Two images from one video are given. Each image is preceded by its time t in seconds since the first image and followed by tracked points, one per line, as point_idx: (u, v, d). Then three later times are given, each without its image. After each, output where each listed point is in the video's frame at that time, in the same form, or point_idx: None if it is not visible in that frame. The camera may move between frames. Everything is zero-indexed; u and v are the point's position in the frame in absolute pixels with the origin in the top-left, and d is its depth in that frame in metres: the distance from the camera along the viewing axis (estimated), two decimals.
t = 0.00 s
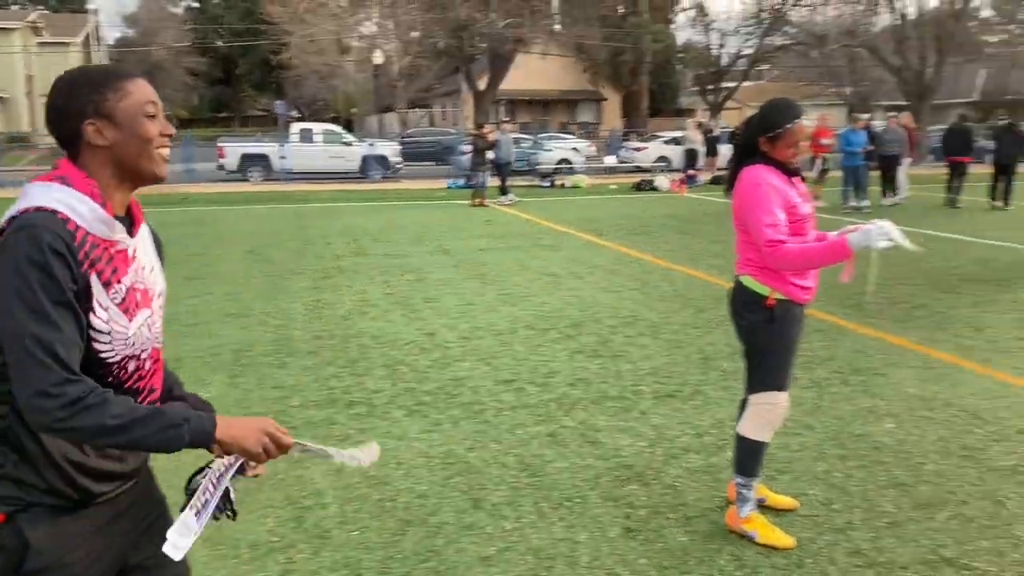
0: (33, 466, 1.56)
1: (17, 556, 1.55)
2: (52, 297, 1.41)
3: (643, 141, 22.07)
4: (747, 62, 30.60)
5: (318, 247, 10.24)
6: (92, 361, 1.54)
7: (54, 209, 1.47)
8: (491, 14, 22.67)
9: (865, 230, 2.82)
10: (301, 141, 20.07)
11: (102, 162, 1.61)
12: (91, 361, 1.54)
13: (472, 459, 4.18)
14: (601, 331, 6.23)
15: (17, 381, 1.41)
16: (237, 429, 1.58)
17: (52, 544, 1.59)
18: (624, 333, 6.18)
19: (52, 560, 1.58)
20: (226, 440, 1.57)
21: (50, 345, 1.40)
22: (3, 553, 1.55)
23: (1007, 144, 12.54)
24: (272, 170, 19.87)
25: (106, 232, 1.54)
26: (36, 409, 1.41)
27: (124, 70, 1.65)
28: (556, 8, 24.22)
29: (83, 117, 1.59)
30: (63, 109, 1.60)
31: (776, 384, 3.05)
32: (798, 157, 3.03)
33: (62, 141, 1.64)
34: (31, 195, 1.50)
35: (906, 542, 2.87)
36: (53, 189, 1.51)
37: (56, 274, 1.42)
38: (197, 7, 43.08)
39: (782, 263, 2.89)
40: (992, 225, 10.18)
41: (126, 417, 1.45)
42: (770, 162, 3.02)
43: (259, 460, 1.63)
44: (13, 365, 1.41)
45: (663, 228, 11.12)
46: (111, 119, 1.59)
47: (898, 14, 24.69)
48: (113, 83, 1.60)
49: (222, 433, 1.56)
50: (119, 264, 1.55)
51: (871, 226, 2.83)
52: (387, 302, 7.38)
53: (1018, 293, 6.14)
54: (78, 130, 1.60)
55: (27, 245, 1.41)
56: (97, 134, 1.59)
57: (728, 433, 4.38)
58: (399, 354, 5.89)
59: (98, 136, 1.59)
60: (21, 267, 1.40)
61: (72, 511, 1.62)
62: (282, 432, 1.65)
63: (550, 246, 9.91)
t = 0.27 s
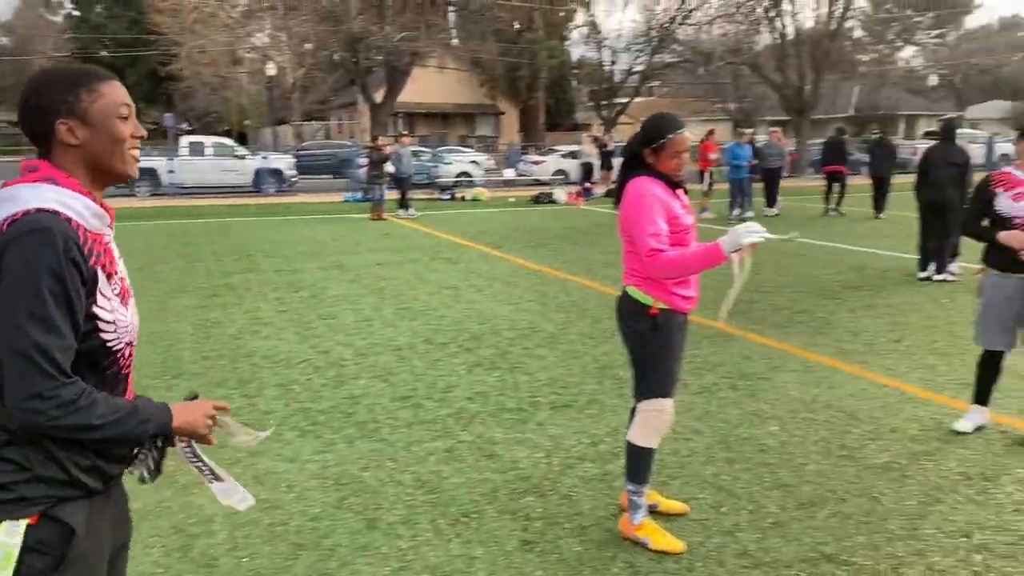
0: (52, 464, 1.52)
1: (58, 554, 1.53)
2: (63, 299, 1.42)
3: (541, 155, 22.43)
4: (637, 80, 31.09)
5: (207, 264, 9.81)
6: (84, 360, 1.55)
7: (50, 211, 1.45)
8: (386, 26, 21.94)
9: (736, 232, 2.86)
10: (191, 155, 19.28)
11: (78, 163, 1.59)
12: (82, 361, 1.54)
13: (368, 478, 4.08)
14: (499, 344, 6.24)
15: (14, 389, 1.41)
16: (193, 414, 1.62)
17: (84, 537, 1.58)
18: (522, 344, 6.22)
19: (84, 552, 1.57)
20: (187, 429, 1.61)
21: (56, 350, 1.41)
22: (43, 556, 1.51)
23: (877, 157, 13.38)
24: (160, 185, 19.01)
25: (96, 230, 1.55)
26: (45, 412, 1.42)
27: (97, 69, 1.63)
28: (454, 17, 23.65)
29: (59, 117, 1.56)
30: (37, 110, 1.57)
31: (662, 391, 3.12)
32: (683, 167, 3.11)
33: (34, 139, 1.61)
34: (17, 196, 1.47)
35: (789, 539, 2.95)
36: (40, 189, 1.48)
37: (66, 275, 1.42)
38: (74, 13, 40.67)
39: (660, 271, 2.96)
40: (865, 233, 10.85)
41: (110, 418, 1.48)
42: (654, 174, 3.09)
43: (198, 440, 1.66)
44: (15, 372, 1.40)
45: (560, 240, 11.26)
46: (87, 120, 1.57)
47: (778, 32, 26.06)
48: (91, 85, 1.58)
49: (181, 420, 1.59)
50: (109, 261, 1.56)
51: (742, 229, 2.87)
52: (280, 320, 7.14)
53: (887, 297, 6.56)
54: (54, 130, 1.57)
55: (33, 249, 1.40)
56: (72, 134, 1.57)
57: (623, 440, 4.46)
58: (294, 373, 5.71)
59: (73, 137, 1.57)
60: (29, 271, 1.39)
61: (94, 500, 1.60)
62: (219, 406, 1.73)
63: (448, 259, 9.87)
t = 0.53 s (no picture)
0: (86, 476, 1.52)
1: (117, 553, 1.53)
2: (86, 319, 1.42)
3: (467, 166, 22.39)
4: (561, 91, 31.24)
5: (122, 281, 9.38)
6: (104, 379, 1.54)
7: (71, 231, 1.44)
8: (307, 37, 20.27)
9: (657, 229, 2.91)
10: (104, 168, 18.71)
11: (87, 182, 1.58)
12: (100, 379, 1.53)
13: (296, 500, 3.94)
14: (430, 358, 6.16)
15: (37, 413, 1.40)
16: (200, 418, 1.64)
17: (137, 539, 1.57)
18: (453, 357, 6.15)
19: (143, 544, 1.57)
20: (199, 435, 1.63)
21: (82, 371, 1.41)
22: (104, 556, 1.52)
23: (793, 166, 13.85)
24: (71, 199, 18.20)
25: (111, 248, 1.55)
26: (70, 435, 1.42)
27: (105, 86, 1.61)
28: (377, 28, 22.28)
29: (68, 137, 1.54)
30: (46, 130, 1.55)
31: (595, 401, 3.09)
32: (612, 174, 3.10)
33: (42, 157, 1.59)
34: (32, 216, 1.45)
35: (722, 546, 2.97)
36: (56, 209, 1.47)
37: (91, 295, 1.42)
38: None
39: (592, 278, 2.95)
40: (783, 240, 11.20)
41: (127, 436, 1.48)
42: (581, 183, 3.09)
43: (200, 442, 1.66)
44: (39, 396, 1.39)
45: (489, 251, 11.24)
46: (96, 139, 1.56)
47: (696, 44, 26.83)
48: (100, 107, 1.57)
49: (190, 428, 1.60)
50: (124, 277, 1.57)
51: (663, 225, 2.92)
52: (201, 338, 6.87)
53: (807, 303, 6.77)
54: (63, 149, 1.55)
55: (59, 273, 1.39)
56: (81, 152, 1.56)
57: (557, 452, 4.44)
58: (216, 393, 5.48)
59: (83, 156, 1.56)
60: (54, 294, 1.39)
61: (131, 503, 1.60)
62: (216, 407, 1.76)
63: (375, 272, 9.73)
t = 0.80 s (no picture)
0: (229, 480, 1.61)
1: (260, 552, 1.68)
2: (210, 347, 1.45)
3: (424, 173, 22.31)
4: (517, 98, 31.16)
5: (73, 295, 9.11)
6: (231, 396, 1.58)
7: (196, 254, 1.48)
8: (261, 45, 19.67)
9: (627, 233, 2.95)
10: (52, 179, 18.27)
11: (200, 202, 1.61)
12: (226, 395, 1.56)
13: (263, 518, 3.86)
14: (395, 368, 6.11)
15: (168, 440, 1.44)
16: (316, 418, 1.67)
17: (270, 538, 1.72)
18: (418, 367, 6.11)
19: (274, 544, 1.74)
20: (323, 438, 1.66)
21: (210, 396, 1.44)
22: (252, 552, 1.66)
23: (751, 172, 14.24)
24: (17, 212, 17.61)
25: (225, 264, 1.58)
26: (199, 456, 1.45)
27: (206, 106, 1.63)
28: (329, 37, 21.85)
29: (178, 159, 1.57)
30: (157, 152, 1.58)
31: (569, 410, 3.10)
32: (582, 179, 3.10)
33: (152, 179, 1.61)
34: (154, 241, 1.49)
35: (698, 552, 3.01)
36: (173, 233, 1.50)
37: (218, 320, 1.45)
38: None
39: (566, 283, 2.95)
40: (739, 244, 11.40)
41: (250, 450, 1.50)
42: (552, 190, 3.08)
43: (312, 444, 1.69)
44: (170, 421, 1.43)
45: (449, 259, 11.21)
46: (207, 159, 1.59)
47: (649, 52, 27.23)
48: (208, 129, 1.59)
49: (295, 440, 1.59)
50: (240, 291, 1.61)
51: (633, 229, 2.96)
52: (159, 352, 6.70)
53: (766, 306, 6.91)
54: (173, 171, 1.58)
55: (189, 300, 1.42)
56: (193, 172, 1.58)
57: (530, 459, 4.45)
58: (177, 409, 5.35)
59: (193, 176, 1.58)
60: (183, 321, 1.42)
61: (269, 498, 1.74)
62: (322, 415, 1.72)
63: (335, 282, 9.64)
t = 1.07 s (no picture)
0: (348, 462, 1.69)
1: (376, 523, 1.78)
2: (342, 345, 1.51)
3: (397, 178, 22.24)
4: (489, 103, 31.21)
5: (44, 304, 8.94)
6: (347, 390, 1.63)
7: (324, 253, 1.54)
8: (232, 50, 19.46)
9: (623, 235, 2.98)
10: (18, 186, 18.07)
11: (320, 205, 1.67)
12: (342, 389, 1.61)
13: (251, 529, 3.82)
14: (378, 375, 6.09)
15: (303, 433, 1.48)
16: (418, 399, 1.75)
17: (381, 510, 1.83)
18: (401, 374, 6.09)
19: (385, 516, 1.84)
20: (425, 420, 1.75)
21: (343, 392, 1.51)
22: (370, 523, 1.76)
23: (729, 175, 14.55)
24: None
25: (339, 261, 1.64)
26: (333, 450, 1.51)
27: (328, 112, 1.69)
28: (300, 43, 21.60)
29: (308, 163, 1.63)
30: (285, 154, 1.63)
31: (560, 416, 3.11)
32: (573, 186, 3.13)
33: (270, 177, 1.66)
34: (280, 241, 1.54)
35: (690, 556, 3.05)
36: (293, 233, 1.55)
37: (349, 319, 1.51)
38: None
39: (558, 286, 2.96)
40: (715, 247, 11.53)
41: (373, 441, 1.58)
42: (545, 195, 3.10)
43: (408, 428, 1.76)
44: (308, 416, 1.48)
45: (427, 264, 11.19)
46: (334, 163, 1.66)
47: (621, 56, 27.45)
48: (335, 134, 1.66)
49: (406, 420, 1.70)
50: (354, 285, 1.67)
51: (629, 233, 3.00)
52: (135, 362, 6.59)
53: (745, 309, 7.01)
54: (299, 173, 1.64)
55: (325, 300, 1.48)
56: (320, 175, 1.65)
57: (519, 465, 4.47)
58: (156, 419, 5.27)
59: (323, 179, 1.65)
60: (321, 320, 1.47)
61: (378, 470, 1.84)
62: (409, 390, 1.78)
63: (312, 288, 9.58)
